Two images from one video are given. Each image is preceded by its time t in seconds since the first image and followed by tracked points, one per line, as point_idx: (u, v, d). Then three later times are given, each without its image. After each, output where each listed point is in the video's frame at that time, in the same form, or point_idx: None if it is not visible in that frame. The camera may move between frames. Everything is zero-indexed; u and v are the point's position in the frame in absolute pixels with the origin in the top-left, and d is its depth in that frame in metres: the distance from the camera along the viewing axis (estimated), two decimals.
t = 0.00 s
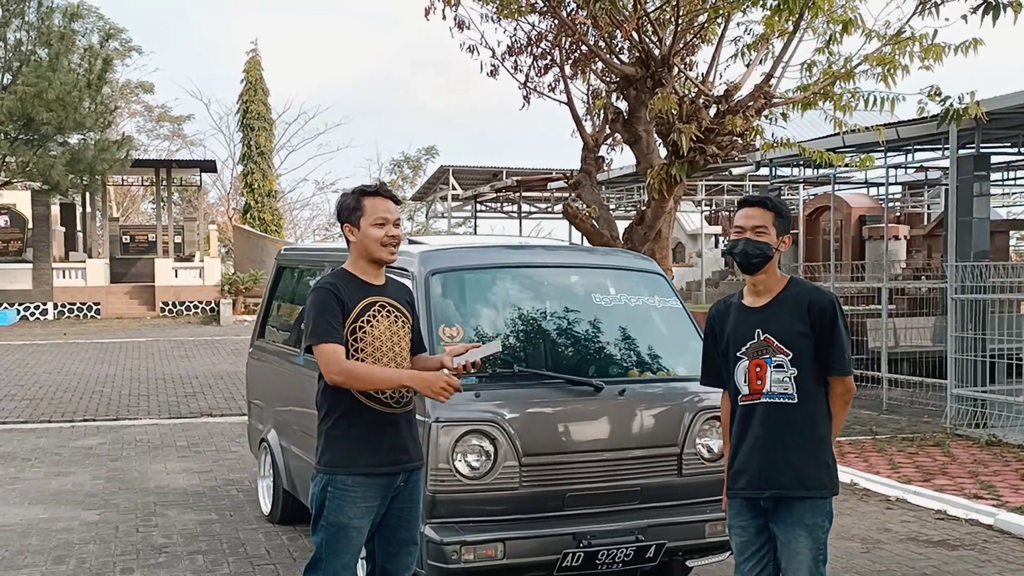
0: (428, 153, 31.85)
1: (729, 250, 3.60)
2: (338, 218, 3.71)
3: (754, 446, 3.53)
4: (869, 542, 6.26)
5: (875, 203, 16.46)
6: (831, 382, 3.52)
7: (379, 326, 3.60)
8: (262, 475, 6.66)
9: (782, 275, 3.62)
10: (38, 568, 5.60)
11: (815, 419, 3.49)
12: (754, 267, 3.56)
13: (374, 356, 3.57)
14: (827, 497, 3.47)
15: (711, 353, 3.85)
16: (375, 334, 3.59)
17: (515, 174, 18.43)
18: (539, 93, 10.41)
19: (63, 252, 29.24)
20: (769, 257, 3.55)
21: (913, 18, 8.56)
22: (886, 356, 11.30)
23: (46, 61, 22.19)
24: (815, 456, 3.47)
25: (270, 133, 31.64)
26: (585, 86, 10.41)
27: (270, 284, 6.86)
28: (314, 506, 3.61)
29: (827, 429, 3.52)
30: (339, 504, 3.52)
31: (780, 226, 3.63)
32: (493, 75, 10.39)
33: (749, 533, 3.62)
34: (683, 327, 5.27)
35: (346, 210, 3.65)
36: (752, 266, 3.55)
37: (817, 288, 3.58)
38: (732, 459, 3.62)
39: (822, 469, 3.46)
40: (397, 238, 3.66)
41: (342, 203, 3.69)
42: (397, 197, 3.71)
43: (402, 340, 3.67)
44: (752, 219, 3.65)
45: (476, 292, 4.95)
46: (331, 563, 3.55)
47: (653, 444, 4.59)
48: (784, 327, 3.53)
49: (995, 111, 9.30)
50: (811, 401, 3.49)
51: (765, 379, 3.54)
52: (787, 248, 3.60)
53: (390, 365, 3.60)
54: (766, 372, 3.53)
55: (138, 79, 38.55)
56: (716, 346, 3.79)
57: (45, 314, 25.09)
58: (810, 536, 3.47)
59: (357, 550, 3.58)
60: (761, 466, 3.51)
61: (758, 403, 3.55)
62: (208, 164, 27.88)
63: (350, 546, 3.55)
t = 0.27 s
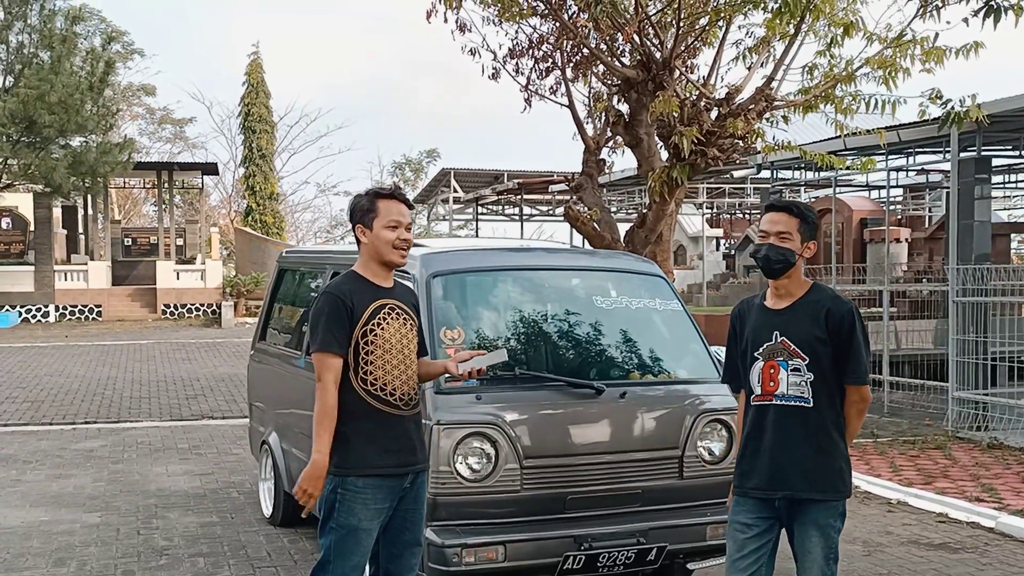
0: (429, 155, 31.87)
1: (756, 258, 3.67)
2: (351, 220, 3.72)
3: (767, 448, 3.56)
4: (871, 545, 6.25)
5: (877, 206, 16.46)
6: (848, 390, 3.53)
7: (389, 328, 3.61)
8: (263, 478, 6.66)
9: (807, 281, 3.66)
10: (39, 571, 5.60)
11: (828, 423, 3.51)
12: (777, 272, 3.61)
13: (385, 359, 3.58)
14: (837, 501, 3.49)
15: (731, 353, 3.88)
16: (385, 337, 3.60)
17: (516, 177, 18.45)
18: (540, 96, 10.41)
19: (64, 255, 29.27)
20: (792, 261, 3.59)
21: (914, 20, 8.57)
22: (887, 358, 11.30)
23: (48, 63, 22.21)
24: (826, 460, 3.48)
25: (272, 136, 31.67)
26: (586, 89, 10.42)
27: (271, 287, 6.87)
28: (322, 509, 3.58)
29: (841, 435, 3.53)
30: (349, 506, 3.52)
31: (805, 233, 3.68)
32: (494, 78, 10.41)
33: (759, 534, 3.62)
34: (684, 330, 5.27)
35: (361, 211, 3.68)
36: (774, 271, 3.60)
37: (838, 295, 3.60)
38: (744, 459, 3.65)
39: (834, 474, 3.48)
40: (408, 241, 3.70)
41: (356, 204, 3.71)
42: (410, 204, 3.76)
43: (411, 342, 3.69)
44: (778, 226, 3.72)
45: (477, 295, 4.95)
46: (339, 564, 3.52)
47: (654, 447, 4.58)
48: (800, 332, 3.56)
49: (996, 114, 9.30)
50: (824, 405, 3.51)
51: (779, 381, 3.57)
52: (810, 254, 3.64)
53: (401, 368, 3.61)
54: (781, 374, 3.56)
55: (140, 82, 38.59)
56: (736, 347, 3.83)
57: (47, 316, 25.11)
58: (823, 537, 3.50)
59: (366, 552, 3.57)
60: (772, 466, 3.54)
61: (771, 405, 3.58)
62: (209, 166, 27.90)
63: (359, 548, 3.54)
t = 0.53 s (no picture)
0: (429, 155, 31.87)
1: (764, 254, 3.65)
2: (372, 216, 3.64)
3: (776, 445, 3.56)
4: (871, 545, 6.25)
5: (878, 207, 16.45)
6: (856, 388, 3.53)
7: (392, 329, 3.61)
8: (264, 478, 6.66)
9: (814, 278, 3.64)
10: (39, 571, 5.60)
11: (835, 421, 3.51)
12: (786, 270, 3.60)
13: (389, 360, 3.57)
14: (845, 499, 3.49)
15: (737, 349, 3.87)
16: (389, 337, 3.60)
17: (516, 177, 18.45)
18: (541, 96, 10.41)
19: (65, 255, 29.27)
20: (801, 260, 3.58)
21: (914, 21, 8.57)
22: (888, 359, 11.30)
23: (48, 63, 22.21)
24: (835, 458, 3.48)
25: (273, 136, 31.67)
26: (587, 89, 10.41)
27: (272, 286, 6.87)
28: (331, 511, 3.57)
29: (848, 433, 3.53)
30: (358, 505, 3.51)
31: (816, 232, 3.66)
32: (495, 78, 10.41)
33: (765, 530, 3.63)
34: (685, 330, 5.27)
35: (391, 211, 3.63)
36: (784, 269, 3.59)
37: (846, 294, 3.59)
38: (751, 454, 3.65)
39: (842, 472, 3.48)
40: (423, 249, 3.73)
41: (384, 202, 3.65)
42: (428, 212, 3.79)
43: (414, 343, 3.69)
44: (788, 223, 3.69)
45: (478, 295, 4.95)
46: (350, 565, 3.50)
47: (655, 447, 4.58)
48: (809, 330, 3.55)
49: (997, 114, 9.30)
50: (832, 404, 3.51)
51: (787, 379, 3.57)
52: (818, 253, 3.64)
53: (404, 369, 3.62)
54: (789, 372, 3.55)
55: (141, 82, 38.59)
56: (743, 344, 3.81)
57: (48, 316, 25.12)
58: (830, 535, 3.50)
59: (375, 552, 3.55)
60: (779, 463, 3.54)
61: (780, 402, 3.58)
62: (210, 167, 27.90)
63: (369, 547, 3.52)
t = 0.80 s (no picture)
0: (428, 152, 31.85)
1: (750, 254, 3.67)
2: (385, 220, 3.61)
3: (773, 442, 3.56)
4: (870, 543, 6.25)
5: (877, 204, 16.45)
6: (853, 386, 3.53)
7: (384, 330, 3.60)
8: (263, 475, 6.66)
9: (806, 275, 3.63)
10: (39, 569, 5.60)
11: (833, 419, 3.51)
12: (775, 270, 3.60)
13: (382, 360, 3.58)
14: (842, 496, 3.50)
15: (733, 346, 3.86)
16: (384, 337, 3.60)
17: (515, 175, 18.44)
18: (540, 94, 10.41)
19: (64, 252, 29.25)
20: (787, 260, 3.57)
21: (914, 18, 8.56)
22: (887, 357, 11.31)
23: (47, 61, 22.19)
24: (832, 456, 3.49)
25: (272, 134, 31.65)
26: (586, 87, 10.41)
27: (271, 284, 6.86)
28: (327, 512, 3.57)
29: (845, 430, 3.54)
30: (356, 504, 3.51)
31: (798, 227, 3.62)
32: (494, 76, 10.40)
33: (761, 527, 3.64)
34: (684, 328, 5.27)
35: (405, 217, 3.62)
36: (771, 271, 3.60)
37: (839, 290, 3.58)
38: (748, 451, 3.65)
39: (839, 470, 3.49)
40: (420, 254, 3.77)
41: (399, 207, 3.62)
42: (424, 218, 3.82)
43: (403, 343, 3.69)
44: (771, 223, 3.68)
45: (477, 292, 4.95)
46: (350, 564, 3.52)
47: (654, 444, 4.58)
48: (806, 328, 3.54)
49: (996, 112, 9.29)
50: (830, 402, 3.51)
51: (785, 376, 3.56)
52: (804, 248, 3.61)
53: (396, 369, 3.62)
54: (787, 370, 3.55)
55: (139, 79, 38.55)
56: (739, 341, 3.80)
57: (47, 314, 25.11)
58: (825, 533, 3.50)
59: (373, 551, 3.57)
60: (777, 460, 3.55)
61: (777, 400, 3.58)
62: (209, 164, 27.89)
63: (367, 547, 3.54)
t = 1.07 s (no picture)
0: (427, 149, 31.83)
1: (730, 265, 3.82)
2: (359, 216, 3.58)
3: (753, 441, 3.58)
4: (869, 539, 6.25)
5: (875, 201, 16.45)
6: (831, 386, 3.51)
7: (362, 325, 3.60)
8: (262, 472, 6.66)
9: (778, 271, 3.64)
10: (37, 565, 5.60)
11: (811, 420, 3.50)
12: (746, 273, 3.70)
13: (362, 356, 3.57)
14: (820, 495, 3.49)
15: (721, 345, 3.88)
16: (364, 331, 3.60)
17: (514, 172, 18.43)
18: (539, 90, 10.41)
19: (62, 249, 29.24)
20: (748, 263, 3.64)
21: (913, 14, 8.56)
22: (885, 353, 11.32)
23: (45, 57, 22.17)
24: (809, 456, 3.48)
25: (270, 130, 31.63)
26: (585, 83, 10.40)
27: (269, 281, 6.86)
28: (302, 511, 3.56)
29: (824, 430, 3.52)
30: (332, 506, 3.51)
31: (754, 225, 3.66)
32: (493, 72, 10.41)
33: (743, 526, 3.64)
34: (683, 325, 5.27)
35: (379, 214, 3.60)
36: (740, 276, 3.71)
37: (813, 288, 3.56)
38: (729, 450, 3.67)
39: (815, 469, 3.48)
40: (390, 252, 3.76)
41: (374, 203, 3.60)
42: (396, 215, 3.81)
43: (377, 338, 3.69)
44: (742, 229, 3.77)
45: (476, 289, 4.94)
46: (325, 565, 3.52)
47: (653, 441, 4.58)
48: (783, 326, 3.55)
49: (994, 108, 9.30)
50: (807, 402, 3.51)
51: (763, 376, 3.57)
52: (769, 247, 3.63)
53: (372, 364, 3.62)
54: (765, 368, 3.56)
55: (138, 76, 38.51)
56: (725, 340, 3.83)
57: (45, 311, 25.10)
58: (806, 531, 3.50)
59: (349, 551, 3.57)
60: (755, 459, 3.57)
61: (756, 399, 3.59)
62: (207, 161, 27.87)
63: (343, 548, 3.54)
